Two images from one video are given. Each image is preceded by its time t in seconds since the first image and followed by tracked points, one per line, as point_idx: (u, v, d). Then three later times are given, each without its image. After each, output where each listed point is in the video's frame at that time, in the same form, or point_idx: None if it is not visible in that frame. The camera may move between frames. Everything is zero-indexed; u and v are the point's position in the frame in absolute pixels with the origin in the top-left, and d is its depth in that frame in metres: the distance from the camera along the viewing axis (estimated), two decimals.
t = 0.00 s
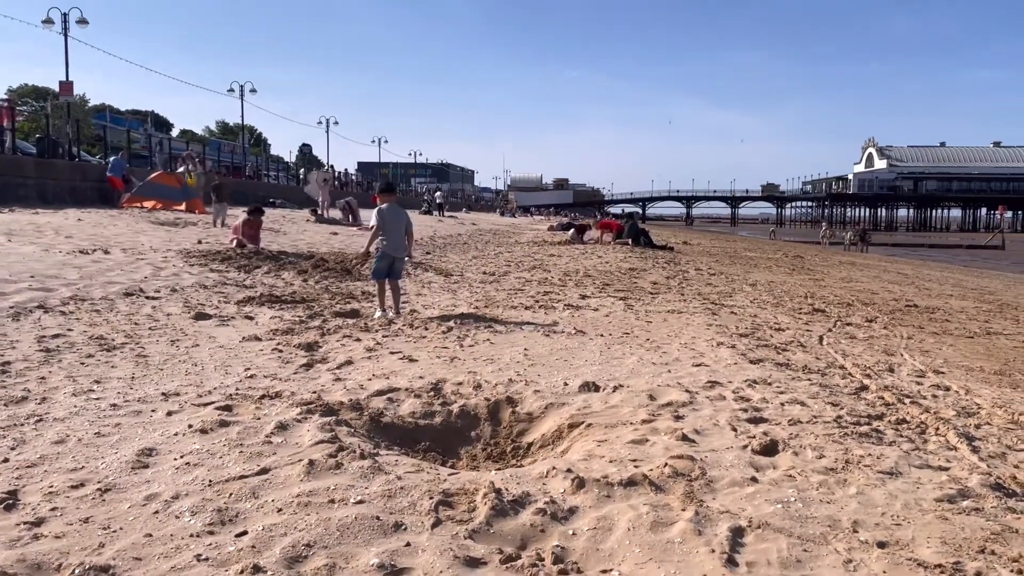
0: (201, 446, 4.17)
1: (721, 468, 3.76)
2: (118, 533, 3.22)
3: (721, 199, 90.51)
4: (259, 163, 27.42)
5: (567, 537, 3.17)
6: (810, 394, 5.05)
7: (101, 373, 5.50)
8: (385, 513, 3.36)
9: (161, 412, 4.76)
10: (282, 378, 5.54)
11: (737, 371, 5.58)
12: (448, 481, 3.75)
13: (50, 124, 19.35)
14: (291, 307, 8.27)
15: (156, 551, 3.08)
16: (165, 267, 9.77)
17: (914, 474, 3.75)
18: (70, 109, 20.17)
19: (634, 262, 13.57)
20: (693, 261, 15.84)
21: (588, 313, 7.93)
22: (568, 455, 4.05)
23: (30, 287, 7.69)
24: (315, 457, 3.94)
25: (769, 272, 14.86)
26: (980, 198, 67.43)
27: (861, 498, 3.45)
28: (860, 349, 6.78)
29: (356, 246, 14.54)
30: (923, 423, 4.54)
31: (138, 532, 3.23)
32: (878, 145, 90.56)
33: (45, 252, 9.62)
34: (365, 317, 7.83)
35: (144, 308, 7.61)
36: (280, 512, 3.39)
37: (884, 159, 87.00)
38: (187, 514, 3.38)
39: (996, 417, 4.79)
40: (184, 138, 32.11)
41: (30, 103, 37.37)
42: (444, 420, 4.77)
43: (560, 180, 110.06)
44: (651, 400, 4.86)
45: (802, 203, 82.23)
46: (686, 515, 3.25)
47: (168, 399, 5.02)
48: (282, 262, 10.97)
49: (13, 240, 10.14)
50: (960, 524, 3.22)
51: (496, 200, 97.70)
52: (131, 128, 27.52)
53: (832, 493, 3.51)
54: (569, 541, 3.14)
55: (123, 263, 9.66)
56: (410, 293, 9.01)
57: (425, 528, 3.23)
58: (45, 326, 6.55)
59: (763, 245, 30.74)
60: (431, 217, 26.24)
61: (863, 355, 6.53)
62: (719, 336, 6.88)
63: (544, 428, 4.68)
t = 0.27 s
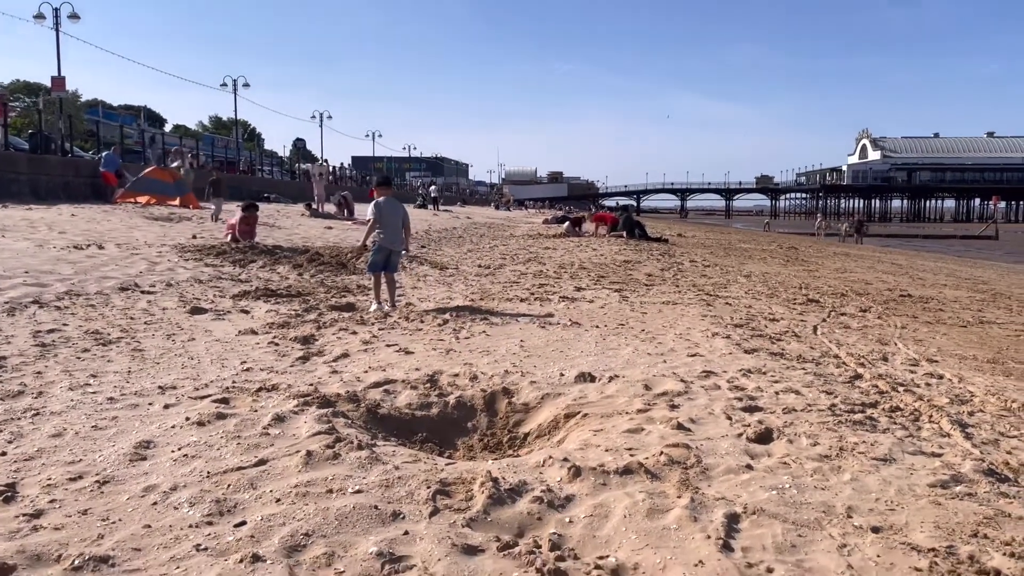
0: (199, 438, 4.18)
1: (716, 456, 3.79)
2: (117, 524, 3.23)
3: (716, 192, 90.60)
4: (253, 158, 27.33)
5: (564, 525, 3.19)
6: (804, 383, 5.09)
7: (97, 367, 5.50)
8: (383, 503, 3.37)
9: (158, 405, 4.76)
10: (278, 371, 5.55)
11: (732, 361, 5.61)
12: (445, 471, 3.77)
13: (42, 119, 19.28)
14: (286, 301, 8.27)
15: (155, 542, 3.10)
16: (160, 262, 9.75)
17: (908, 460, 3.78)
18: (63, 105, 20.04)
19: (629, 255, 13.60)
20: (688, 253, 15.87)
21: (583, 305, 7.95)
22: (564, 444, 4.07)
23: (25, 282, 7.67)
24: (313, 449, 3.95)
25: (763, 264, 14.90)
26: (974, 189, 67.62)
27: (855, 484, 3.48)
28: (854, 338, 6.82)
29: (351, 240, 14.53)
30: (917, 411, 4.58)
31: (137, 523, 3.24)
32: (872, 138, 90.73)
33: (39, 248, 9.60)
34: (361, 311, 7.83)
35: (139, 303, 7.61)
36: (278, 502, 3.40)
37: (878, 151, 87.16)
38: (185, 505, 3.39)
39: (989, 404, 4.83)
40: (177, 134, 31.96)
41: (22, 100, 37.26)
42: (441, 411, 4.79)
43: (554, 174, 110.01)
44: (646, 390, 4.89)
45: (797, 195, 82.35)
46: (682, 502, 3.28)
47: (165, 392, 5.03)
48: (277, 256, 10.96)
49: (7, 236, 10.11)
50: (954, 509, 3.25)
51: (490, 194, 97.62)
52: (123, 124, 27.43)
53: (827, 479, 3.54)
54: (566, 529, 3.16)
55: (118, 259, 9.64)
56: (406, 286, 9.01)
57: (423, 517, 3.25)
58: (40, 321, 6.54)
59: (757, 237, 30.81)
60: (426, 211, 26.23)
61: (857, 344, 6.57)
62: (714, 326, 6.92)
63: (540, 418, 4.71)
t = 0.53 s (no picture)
0: (192, 435, 4.18)
1: (708, 448, 3.81)
2: (111, 522, 3.23)
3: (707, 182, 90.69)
4: (242, 151, 27.19)
5: (557, 518, 3.21)
6: (795, 374, 5.12)
7: (89, 364, 5.48)
8: (377, 498, 3.38)
9: (150, 402, 4.76)
10: (270, 367, 5.54)
11: (724, 353, 5.64)
12: (439, 465, 3.79)
13: (28, 114, 19.11)
14: (277, 295, 8.25)
15: (149, 539, 3.10)
16: (150, 257, 9.71)
17: (897, 450, 3.82)
18: (50, 99, 19.87)
19: (621, 246, 13.62)
20: (679, 244, 15.90)
21: (575, 298, 7.97)
22: (557, 438, 4.09)
23: (14, 279, 7.63)
24: (306, 445, 3.96)
25: (754, 254, 14.95)
26: (963, 177, 67.91)
27: (845, 475, 3.51)
28: (845, 329, 6.86)
29: (342, 233, 14.50)
30: (907, 401, 4.62)
31: (131, 521, 3.24)
32: (862, 126, 90.96)
33: (28, 244, 9.54)
34: (352, 305, 7.83)
35: (129, 299, 7.58)
36: (272, 498, 3.41)
37: (868, 140, 87.39)
38: (179, 503, 3.40)
39: (978, 393, 4.88)
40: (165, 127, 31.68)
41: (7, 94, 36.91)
42: (434, 406, 4.80)
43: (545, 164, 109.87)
44: (638, 382, 4.91)
45: (787, 185, 82.54)
46: (674, 495, 3.30)
47: (157, 389, 5.02)
48: (268, 251, 10.92)
49: None
50: (942, 499, 3.29)
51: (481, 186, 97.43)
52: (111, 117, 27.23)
53: (817, 470, 3.57)
54: (559, 522, 3.18)
55: (107, 254, 9.60)
56: (397, 280, 9.00)
57: (417, 512, 3.27)
58: (30, 318, 6.51)
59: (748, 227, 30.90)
60: (417, 203, 26.18)
61: (847, 335, 6.62)
62: (706, 318, 6.95)
63: (532, 412, 4.73)
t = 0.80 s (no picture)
0: (184, 430, 4.17)
1: (699, 439, 3.82)
2: (103, 519, 3.23)
3: (700, 172, 90.72)
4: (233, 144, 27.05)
5: (550, 511, 3.22)
6: (787, 364, 5.14)
7: (80, 360, 5.46)
8: (369, 492, 3.38)
9: (142, 397, 4.74)
10: (263, 361, 5.53)
11: (716, 344, 5.65)
12: (431, 459, 3.79)
13: (17, 108, 18.97)
14: (270, 289, 8.22)
15: (142, 536, 3.10)
16: (141, 252, 9.66)
17: (888, 440, 3.83)
18: (39, 93, 19.72)
19: (614, 237, 13.62)
20: (672, 235, 15.90)
21: (568, 290, 7.97)
22: (549, 430, 4.10)
23: (4, 275, 7.58)
24: (298, 439, 3.95)
25: (747, 245, 14.98)
26: (955, 166, 68.09)
27: (836, 465, 3.53)
28: (837, 318, 6.88)
29: (335, 226, 14.45)
30: (898, 390, 4.64)
31: (123, 518, 3.24)
32: (854, 116, 91.03)
33: (17, 239, 9.48)
34: (345, 298, 7.81)
35: (121, 294, 7.54)
36: (264, 493, 3.41)
37: (860, 129, 87.50)
38: (171, 499, 3.39)
39: (969, 382, 4.90)
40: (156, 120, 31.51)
41: None
42: (426, 399, 4.80)
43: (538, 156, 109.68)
44: (631, 374, 4.92)
45: (780, 174, 82.61)
46: (666, 486, 3.31)
47: (149, 384, 5.00)
48: (259, 245, 10.88)
49: None
50: (932, 488, 3.31)
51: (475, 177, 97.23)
52: (101, 111, 27.08)
53: (808, 460, 3.58)
54: (552, 515, 3.18)
55: (98, 249, 9.55)
56: (390, 273, 8.99)
57: (410, 506, 3.27)
58: (20, 314, 6.48)
59: (741, 217, 30.93)
60: (410, 195, 26.11)
61: (840, 324, 6.64)
62: (698, 309, 6.96)
63: (525, 405, 4.73)
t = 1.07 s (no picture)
0: (178, 425, 4.17)
1: (693, 429, 3.84)
2: (97, 513, 3.23)
3: (695, 163, 90.69)
4: (226, 138, 26.95)
5: (544, 502, 3.23)
6: (780, 354, 5.15)
7: (74, 356, 5.45)
8: (364, 485, 3.39)
9: (136, 392, 4.73)
10: (257, 355, 5.52)
11: (710, 334, 5.66)
12: (426, 451, 3.79)
13: (8, 103, 18.87)
14: (264, 283, 8.21)
15: (136, 530, 3.10)
16: (135, 246, 9.63)
17: (881, 429, 3.85)
18: (30, 88, 19.60)
19: (608, 228, 13.62)
20: (666, 226, 15.91)
21: (562, 281, 7.97)
22: (544, 422, 4.10)
23: None
24: (293, 433, 3.95)
25: (742, 235, 14.99)
26: (949, 155, 68.20)
27: (829, 454, 3.54)
28: (831, 308, 6.90)
29: (329, 219, 14.42)
30: (890, 379, 4.66)
31: (117, 512, 3.23)
32: (849, 106, 91.05)
33: (10, 235, 9.43)
34: (339, 292, 7.80)
35: (114, 289, 7.52)
36: (259, 487, 3.41)
37: (855, 119, 87.53)
38: (166, 493, 3.39)
39: (961, 371, 4.92)
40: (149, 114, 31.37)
41: None
42: (421, 392, 4.80)
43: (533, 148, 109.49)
44: (624, 365, 4.93)
45: (775, 164, 82.65)
46: (659, 476, 3.32)
47: (143, 379, 5.00)
48: (253, 238, 10.85)
49: None
50: (924, 476, 3.32)
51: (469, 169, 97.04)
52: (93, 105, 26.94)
53: (801, 449, 3.60)
54: (546, 506, 3.19)
55: (91, 244, 9.51)
56: (384, 266, 8.98)
57: (404, 498, 3.27)
58: (13, 309, 6.45)
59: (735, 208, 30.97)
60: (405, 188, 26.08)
61: (833, 314, 6.66)
62: (692, 299, 6.97)
63: (520, 396, 4.74)
